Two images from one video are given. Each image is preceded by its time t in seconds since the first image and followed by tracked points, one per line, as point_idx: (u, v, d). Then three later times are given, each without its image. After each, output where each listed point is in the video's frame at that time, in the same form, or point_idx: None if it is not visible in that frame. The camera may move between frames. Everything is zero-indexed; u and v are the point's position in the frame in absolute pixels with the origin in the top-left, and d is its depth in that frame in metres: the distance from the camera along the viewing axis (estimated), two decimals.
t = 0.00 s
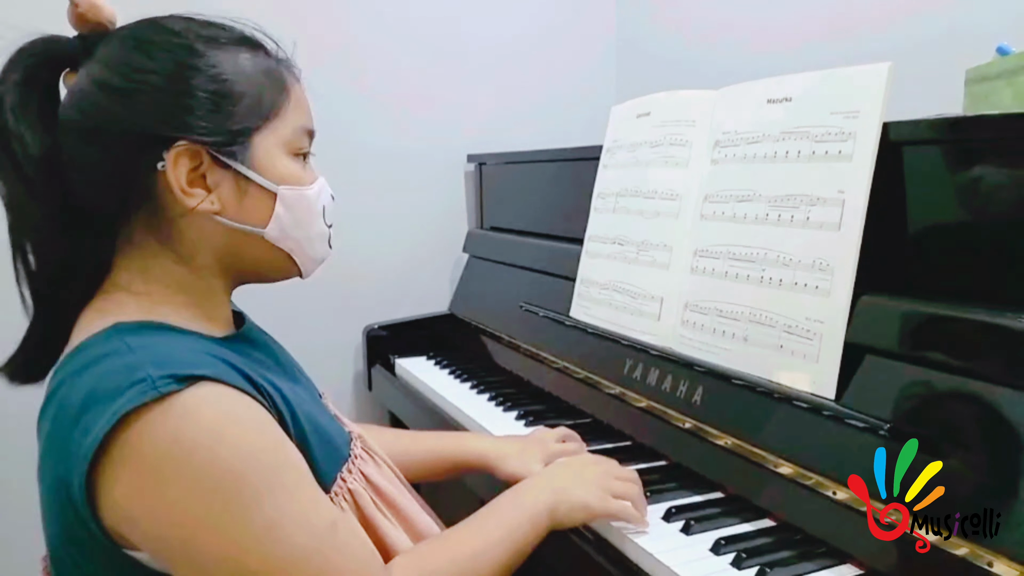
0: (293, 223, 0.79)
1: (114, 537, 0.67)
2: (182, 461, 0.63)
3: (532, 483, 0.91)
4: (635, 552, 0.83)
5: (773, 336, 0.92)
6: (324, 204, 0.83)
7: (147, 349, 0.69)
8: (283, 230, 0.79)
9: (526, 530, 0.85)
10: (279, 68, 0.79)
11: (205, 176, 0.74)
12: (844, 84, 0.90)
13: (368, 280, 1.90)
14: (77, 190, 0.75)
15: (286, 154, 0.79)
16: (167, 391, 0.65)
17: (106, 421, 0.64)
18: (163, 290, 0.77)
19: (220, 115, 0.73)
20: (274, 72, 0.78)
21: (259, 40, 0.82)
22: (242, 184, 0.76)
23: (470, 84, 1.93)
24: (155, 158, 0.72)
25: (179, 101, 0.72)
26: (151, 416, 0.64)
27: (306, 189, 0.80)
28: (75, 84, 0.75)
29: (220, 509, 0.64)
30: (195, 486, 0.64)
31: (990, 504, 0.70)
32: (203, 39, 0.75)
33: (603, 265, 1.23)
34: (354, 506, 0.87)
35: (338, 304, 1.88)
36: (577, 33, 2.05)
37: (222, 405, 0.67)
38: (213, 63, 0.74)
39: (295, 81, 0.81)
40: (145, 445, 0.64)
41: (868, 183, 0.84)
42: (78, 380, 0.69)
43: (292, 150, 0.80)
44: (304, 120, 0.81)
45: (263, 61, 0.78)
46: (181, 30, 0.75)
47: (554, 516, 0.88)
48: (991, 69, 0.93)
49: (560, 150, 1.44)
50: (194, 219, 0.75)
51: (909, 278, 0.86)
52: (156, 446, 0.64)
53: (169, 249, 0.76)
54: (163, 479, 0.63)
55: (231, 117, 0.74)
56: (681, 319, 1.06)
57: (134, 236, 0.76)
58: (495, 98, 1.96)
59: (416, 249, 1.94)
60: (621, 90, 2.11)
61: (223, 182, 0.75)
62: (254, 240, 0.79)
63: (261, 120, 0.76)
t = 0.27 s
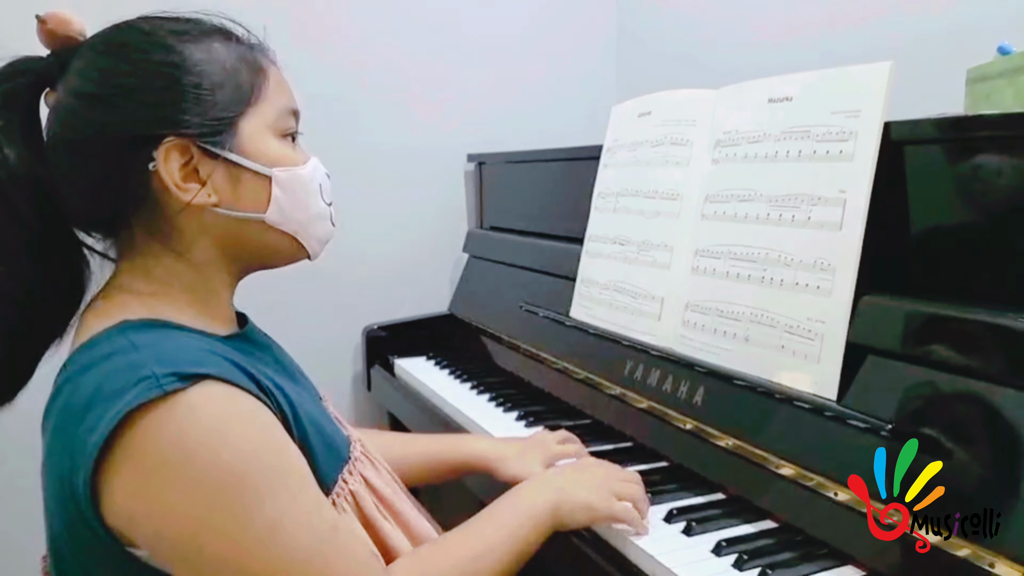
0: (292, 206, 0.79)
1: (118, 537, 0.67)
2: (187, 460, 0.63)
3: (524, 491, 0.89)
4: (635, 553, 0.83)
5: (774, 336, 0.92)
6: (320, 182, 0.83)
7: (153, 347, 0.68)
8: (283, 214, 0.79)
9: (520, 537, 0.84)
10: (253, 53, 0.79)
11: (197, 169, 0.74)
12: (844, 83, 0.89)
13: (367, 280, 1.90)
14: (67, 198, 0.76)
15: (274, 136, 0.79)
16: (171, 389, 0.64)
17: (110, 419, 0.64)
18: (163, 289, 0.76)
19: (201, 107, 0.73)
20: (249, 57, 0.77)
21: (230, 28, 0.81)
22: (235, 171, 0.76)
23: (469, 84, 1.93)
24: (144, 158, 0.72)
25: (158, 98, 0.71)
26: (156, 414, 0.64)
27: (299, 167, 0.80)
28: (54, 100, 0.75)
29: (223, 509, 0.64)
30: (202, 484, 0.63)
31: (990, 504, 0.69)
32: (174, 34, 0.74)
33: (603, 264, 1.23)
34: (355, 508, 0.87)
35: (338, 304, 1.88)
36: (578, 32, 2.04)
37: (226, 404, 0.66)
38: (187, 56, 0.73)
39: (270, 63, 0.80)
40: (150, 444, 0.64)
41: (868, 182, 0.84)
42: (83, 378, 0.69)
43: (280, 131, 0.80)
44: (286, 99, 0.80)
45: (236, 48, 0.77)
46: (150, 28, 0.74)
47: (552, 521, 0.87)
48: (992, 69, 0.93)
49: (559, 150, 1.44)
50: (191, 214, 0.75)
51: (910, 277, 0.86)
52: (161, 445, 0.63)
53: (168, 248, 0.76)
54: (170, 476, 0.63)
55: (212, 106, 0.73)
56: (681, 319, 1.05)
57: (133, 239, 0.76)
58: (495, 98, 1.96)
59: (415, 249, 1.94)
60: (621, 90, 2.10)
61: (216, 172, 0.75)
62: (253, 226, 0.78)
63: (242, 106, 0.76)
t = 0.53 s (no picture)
0: (286, 202, 0.80)
1: (112, 534, 0.67)
2: (178, 458, 0.64)
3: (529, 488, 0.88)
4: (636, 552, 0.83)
5: (773, 336, 0.92)
6: (315, 178, 0.83)
7: (147, 347, 0.69)
8: (279, 211, 0.79)
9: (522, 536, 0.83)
10: (239, 50, 0.79)
11: (191, 171, 0.74)
12: (843, 84, 0.90)
13: (368, 280, 1.90)
14: (63, 203, 0.77)
15: (267, 134, 0.79)
16: (164, 388, 0.65)
17: (103, 417, 0.64)
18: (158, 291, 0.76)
19: (191, 106, 0.73)
20: (235, 54, 0.78)
21: (215, 26, 0.81)
22: (229, 171, 0.76)
23: (470, 85, 1.93)
24: (138, 163, 0.73)
25: (146, 101, 0.72)
26: (148, 412, 0.64)
27: (292, 164, 0.80)
28: (47, 107, 0.76)
29: (213, 510, 0.64)
30: (193, 483, 0.64)
31: (990, 504, 0.70)
32: (160, 36, 0.74)
33: (603, 264, 1.23)
34: (353, 510, 0.87)
35: (338, 304, 1.88)
36: (578, 33, 2.05)
37: (220, 404, 0.67)
38: (173, 57, 0.73)
39: (257, 60, 0.80)
40: (142, 442, 0.64)
41: (868, 182, 0.84)
42: (79, 376, 0.70)
43: (272, 128, 0.80)
44: (276, 95, 0.80)
45: (222, 46, 0.77)
46: (137, 31, 0.74)
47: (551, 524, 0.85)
48: (990, 70, 0.94)
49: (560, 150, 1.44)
50: (188, 215, 0.75)
51: (909, 277, 0.86)
52: (152, 443, 0.64)
53: (163, 250, 0.76)
54: (161, 475, 0.64)
55: (200, 106, 0.74)
56: (681, 319, 1.06)
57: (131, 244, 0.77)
58: (495, 98, 1.96)
59: (416, 249, 1.94)
60: (621, 91, 2.11)
61: (209, 172, 0.75)
62: (249, 225, 0.79)
63: (231, 104, 0.76)
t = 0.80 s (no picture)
0: (278, 212, 0.79)
1: (103, 535, 0.67)
2: (164, 456, 0.64)
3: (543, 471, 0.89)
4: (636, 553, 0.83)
5: (773, 336, 0.92)
6: (310, 189, 0.83)
7: (133, 345, 0.69)
8: (270, 219, 0.79)
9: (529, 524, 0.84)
10: (249, 57, 0.79)
11: (183, 172, 0.74)
12: (844, 84, 0.90)
13: (368, 280, 1.90)
14: (58, 196, 0.77)
15: (265, 142, 0.79)
16: (150, 386, 0.65)
17: (90, 417, 0.65)
18: (148, 289, 0.76)
19: (192, 109, 0.73)
20: (243, 61, 0.78)
21: (229, 31, 0.81)
22: (221, 175, 0.76)
23: (470, 85, 1.93)
24: (131, 158, 0.73)
25: (147, 99, 0.72)
26: (134, 411, 0.65)
27: (288, 175, 0.80)
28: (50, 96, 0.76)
29: (204, 506, 0.64)
30: (180, 481, 0.64)
31: (990, 504, 0.70)
32: (169, 36, 0.75)
33: (604, 265, 1.23)
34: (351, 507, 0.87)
35: (338, 304, 1.88)
36: (578, 32, 2.05)
37: (206, 400, 0.67)
38: (180, 59, 0.74)
39: (268, 69, 0.80)
40: (129, 441, 0.64)
41: (868, 182, 0.84)
42: (67, 376, 0.70)
43: (271, 137, 0.80)
44: (279, 105, 0.80)
45: (232, 51, 0.77)
46: (145, 29, 0.74)
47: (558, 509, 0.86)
48: (991, 70, 0.93)
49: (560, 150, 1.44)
50: (176, 215, 0.75)
51: (909, 277, 0.86)
52: (139, 442, 0.64)
53: (153, 249, 0.76)
54: (149, 474, 0.64)
55: (202, 109, 0.74)
56: (681, 319, 1.06)
57: (120, 241, 0.77)
58: (495, 98, 1.96)
59: (415, 249, 1.94)
60: (621, 91, 2.11)
61: (202, 174, 0.75)
62: (241, 231, 0.79)
63: (235, 110, 0.76)
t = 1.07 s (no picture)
0: (288, 214, 0.79)
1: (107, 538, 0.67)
2: (173, 464, 0.63)
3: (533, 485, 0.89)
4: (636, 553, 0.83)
5: (773, 336, 0.92)
6: (321, 193, 0.83)
7: (143, 350, 0.69)
8: (279, 221, 0.79)
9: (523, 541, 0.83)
10: (261, 61, 0.78)
11: (195, 174, 0.74)
12: (844, 84, 0.89)
13: (367, 280, 1.90)
14: (70, 197, 0.76)
15: (276, 145, 0.79)
16: (159, 392, 0.65)
17: (98, 422, 0.64)
18: (160, 292, 0.76)
19: (204, 110, 0.73)
20: (255, 64, 0.77)
21: (242, 35, 0.81)
22: (233, 177, 0.76)
23: (470, 84, 1.93)
24: (143, 160, 0.72)
25: (160, 100, 0.71)
26: (143, 417, 0.64)
27: (299, 177, 0.80)
28: (63, 97, 0.75)
29: (210, 516, 0.64)
30: (184, 487, 0.63)
31: (991, 504, 0.70)
32: (183, 38, 0.74)
33: (604, 265, 1.23)
34: (352, 516, 0.86)
35: (338, 304, 1.88)
36: (578, 31, 2.04)
37: (215, 408, 0.66)
38: (194, 60, 0.73)
39: (280, 72, 0.80)
40: (136, 448, 0.64)
41: (868, 182, 0.84)
42: (74, 379, 0.70)
43: (282, 140, 0.80)
44: (291, 108, 0.80)
45: (245, 55, 0.77)
46: (158, 31, 0.74)
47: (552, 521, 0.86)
48: (992, 70, 0.93)
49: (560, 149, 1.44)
50: (186, 216, 0.75)
51: (910, 277, 0.86)
52: (146, 449, 0.64)
53: (165, 251, 0.76)
54: (153, 478, 0.63)
55: (214, 111, 0.73)
56: (681, 319, 1.05)
57: (132, 243, 0.76)
58: (495, 97, 1.96)
59: (415, 249, 1.93)
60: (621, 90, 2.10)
61: (213, 176, 0.75)
62: (251, 233, 0.79)
63: (246, 112, 0.76)
